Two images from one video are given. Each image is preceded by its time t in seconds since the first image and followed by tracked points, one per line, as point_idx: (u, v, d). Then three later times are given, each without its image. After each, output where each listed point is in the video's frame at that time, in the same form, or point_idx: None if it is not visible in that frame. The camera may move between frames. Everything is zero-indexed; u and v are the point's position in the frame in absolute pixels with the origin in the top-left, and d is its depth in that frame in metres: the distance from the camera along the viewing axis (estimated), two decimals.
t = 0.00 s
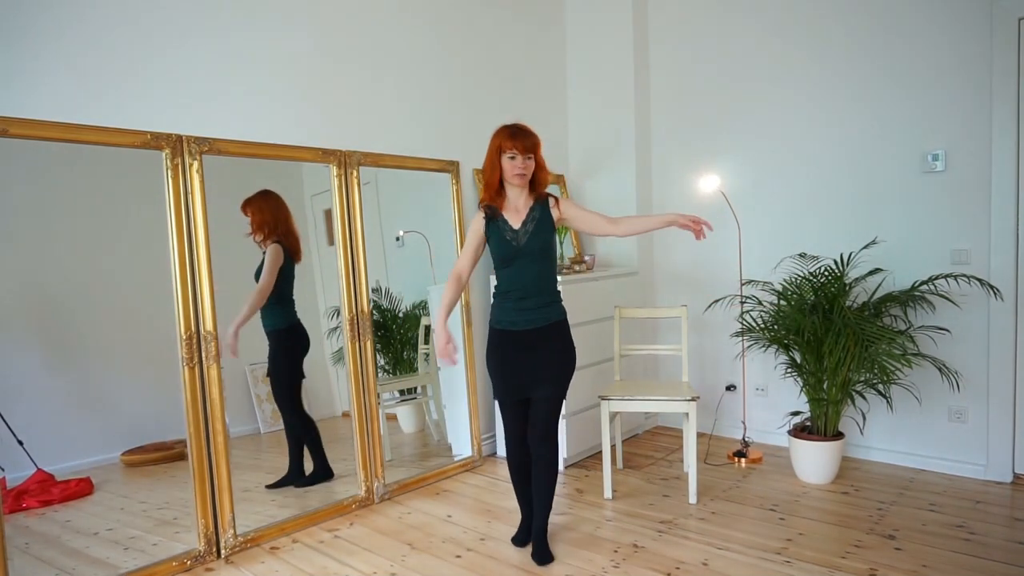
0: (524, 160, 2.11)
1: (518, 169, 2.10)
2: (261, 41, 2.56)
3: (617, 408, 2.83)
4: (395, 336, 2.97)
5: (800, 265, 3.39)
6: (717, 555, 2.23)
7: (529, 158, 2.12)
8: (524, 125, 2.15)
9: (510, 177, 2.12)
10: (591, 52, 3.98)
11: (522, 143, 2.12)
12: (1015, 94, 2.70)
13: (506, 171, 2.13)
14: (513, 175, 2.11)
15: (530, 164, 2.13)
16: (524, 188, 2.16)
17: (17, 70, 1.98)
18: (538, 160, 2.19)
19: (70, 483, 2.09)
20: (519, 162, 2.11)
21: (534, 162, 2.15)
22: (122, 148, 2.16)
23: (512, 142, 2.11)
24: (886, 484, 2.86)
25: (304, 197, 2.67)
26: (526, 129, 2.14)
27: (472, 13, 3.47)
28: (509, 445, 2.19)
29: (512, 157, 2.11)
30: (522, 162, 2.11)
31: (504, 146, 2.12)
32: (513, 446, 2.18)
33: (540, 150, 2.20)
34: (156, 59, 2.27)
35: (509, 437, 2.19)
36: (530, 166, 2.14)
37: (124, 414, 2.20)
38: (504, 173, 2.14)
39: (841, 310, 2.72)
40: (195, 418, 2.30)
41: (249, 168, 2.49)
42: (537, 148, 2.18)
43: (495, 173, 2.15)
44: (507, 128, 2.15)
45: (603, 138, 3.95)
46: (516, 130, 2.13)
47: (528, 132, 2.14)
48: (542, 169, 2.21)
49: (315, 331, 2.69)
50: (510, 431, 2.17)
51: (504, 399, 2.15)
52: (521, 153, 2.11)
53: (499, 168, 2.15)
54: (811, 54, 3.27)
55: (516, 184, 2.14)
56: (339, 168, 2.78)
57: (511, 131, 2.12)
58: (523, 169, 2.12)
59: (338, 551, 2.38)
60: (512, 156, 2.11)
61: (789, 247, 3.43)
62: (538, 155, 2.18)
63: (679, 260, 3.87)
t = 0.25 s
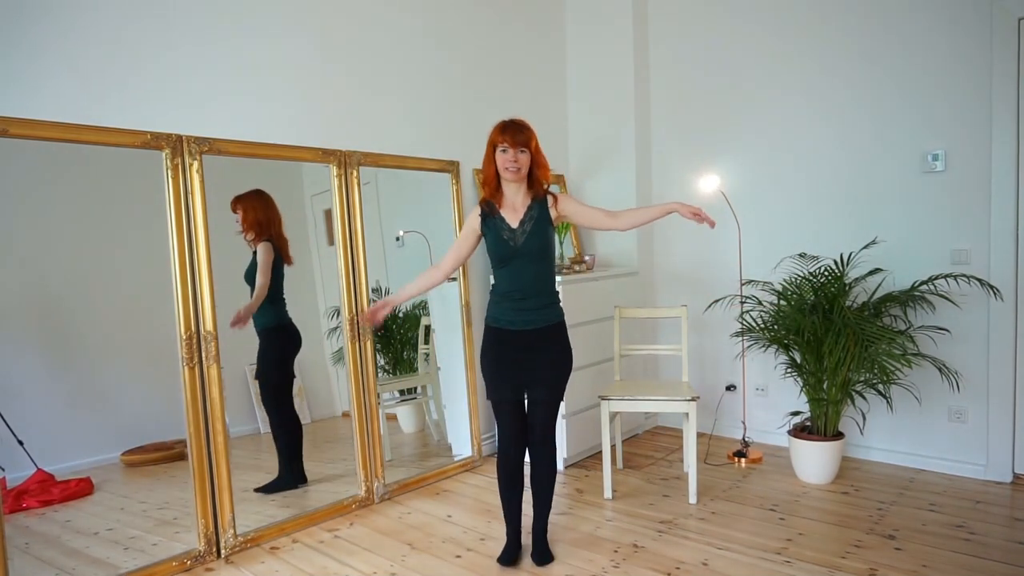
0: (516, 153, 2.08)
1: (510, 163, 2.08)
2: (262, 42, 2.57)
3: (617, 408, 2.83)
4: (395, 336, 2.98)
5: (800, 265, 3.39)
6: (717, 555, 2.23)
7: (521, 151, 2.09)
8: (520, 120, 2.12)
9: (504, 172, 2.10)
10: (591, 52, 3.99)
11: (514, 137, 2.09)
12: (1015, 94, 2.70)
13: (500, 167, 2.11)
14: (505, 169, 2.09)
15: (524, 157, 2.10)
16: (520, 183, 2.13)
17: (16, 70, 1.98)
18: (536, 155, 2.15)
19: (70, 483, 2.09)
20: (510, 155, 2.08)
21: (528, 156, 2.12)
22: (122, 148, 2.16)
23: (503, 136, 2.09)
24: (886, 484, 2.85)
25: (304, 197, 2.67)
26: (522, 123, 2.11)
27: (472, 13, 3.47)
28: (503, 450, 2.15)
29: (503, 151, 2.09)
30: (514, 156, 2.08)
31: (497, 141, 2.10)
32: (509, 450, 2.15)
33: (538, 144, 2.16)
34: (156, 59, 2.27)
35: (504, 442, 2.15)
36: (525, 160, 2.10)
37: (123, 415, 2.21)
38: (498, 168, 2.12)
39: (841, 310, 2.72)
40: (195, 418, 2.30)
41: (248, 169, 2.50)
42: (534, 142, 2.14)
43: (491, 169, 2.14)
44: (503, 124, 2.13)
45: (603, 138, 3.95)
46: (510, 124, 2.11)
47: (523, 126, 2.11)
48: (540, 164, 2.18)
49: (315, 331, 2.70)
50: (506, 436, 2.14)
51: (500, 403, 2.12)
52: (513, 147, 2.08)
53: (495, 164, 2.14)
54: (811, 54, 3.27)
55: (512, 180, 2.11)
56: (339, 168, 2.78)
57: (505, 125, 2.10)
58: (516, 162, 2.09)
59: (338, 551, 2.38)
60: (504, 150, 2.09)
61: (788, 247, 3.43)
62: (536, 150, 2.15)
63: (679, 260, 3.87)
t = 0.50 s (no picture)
0: (510, 153, 2.08)
1: (504, 162, 2.07)
2: (262, 42, 2.57)
3: (617, 408, 2.83)
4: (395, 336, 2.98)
5: (800, 265, 3.39)
6: (717, 555, 2.24)
7: (516, 151, 2.08)
8: (517, 120, 2.12)
9: (498, 172, 2.10)
10: (592, 52, 3.99)
11: (509, 137, 2.09)
12: (1015, 95, 2.71)
13: (495, 167, 2.11)
14: (499, 169, 2.09)
15: (519, 157, 2.09)
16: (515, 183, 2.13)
17: (16, 70, 1.98)
18: (532, 156, 2.15)
19: (70, 484, 2.09)
20: (505, 155, 2.08)
21: (523, 156, 2.11)
22: (122, 148, 2.16)
23: (498, 136, 2.09)
24: (886, 484, 2.86)
25: (304, 197, 2.67)
26: (518, 124, 2.11)
27: (472, 13, 3.47)
28: (499, 451, 2.15)
29: (498, 151, 2.09)
30: (508, 156, 2.08)
31: (492, 141, 2.10)
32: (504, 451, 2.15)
33: (534, 145, 2.15)
34: (156, 58, 2.27)
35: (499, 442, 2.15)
36: (519, 160, 2.09)
37: (123, 414, 2.20)
38: (493, 168, 2.12)
39: (841, 310, 2.72)
40: (195, 418, 2.30)
41: (248, 168, 2.49)
42: (530, 144, 2.13)
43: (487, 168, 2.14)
44: (499, 123, 2.13)
45: (603, 139, 3.96)
46: (505, 124, 2.11)
47: (519, 126, 2.10)
48: (536, 165, 2.17)
49: (315, 331, 2.69)
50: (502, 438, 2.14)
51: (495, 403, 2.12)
52: (508, 147, 2.08)
53: (490, 164, 2.14)
54: (811, 54, 3.28)
55: (507, 180, 2.11)
56: (339, 168, 2.78)
57: (500, 125, 2.10)
58: (510, 162, 2.09)
59: (338, 551, 2.38)
60: (499, 150, 2.09)
61: (789, 247, 3.43)
62: (531, 150, 2.15)
63: (679, 261, 3.87)
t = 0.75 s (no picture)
0: (507, 151, 2.03)
1: (501, 161, 2.04)
2: (262, 42, 2.57)
3: (617, 408, 2.83)
4: (395, 336, 2.98)
5: (800, 265, 3.39)
6: (717, 555, 2.23)
7: (513, 149, 2.04)
8: (513, 117, 2.08)
9: (495, 171, 2.06)
10: (591, 52, 3.99)
11: (505, 135, 2.05)
12: (1014, 94, 2.71)
13: (492, 165, 2.07)
14: (496, 167, 2.05)
15: (516, 155, 2.05)
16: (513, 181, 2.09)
17: (16, 70, 1.98)
18: (529, 153, 2.10)
19: (70, 484, 2.09)
20: (501, 153, 2.04)
21: (521, 154, 2.07)
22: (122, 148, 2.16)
23: (494, 134, 2.05)
24: (886, 484, 2.86)
25: (304, 197, 2.67)
26: (514, 121, 2.07)
27: (472, 13, 3.47)
28: (498, 455, 2.13)
29: (494, 149, 2.05)
30: (505, 153, 2.04)
31: (488, 139, 2.07)
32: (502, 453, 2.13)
33: (530, 142, 2.11)
34: (156, 58, 2.27)
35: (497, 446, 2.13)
36: (516, 158, 2.05)
37: (123, 414, 2.20)
38: (490, 167, 2.08)
39: (841, 310, 2.72)
40: (194, 418, 2.30)
41: (248, 168, 2.49)
42: (527, 141, 2.09)
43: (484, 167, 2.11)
44: (496, 121, 2.10)
45: (603, 138, 3.96)
46: (501, 122, 2.06)
47: (515, 124, 2.06)
48: (533, 162, 2.12)
49: (315, 331, 2.70)
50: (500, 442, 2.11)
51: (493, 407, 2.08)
52: (504, 144, 2.04)
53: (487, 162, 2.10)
54: (810, 54, 3.28)
55: (504, 179, 2.07)
56: (339, 168, 2.78)
57: (497, 123, 2.06)
58: (507, 160, 2.05)
59: (338, 551, 2.38)
60: (495, 148, 2.05)
61: (788, 247, 3.43)
62: (528, 148, 2.10)
63: (679, 260, 3.87)
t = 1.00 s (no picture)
0: (502, 144, 1.97)
1: (495, 154, 1.97)
2: (262, 42, 2.57)
3: (617, 408, 2.83)
4: (395, 336, 2.98)
5: (799, 265, 3.39)
6: (717, 555, 2.23)
7: (508, 143, 1.98)
8: (511, 113, 2.03)
9: (489, 164, 1.99)
10: (592, 52, 3.98)
11: (501, 128, 2.00)
12: (1015, 94, 2.71)
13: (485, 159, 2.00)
14: (490, 160, 1.98)
15: (512, 149, 1.98)
16: (507, 176, 2.01)
17: (16, 70, 1.98)
18: (526, 150, 2.04)
19: (70, 484, 2.09)
20: (497, 145, 1.97)
21: (517, 148, 2.00)
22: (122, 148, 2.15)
23: (490, 128, 2.00)
24: (886, 484, 2.86)
25: (304, 197, 2.67)
26: (512, 116, 2.02)
27: (472, 13, 3.47)
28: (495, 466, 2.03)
29: (490, 142, 1.99)
30: (501, 146, 1.97)
31: (484, 133, 2.01)
32: (501, 464, 2.02)
33: (528, 138, 2.05)
34: (156, 59, 2.27)
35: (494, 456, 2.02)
36: (512, 152, 1.98)
37: (123, 415, 2.21)
38: (484, 161, 2.01)
39: (841, 310, 2.72)
40: (195, 418, 2.30)
41: (248, 169, 2.49)
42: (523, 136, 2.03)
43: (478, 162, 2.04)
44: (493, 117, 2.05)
45: (603, 139, 3.96)
46: (497, 116, 2.02)
47: (512, 118, 2.02)
48: (529, 158, 2.05)
49: (315, 331, 2.70)
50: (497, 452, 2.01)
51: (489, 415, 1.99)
52: (501, 138, 1.98)
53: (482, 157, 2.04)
54: (810, 54, 3.28)
55: (498, 173, 2.00)
56: (339, 168, 2.78)
57: (493, 117, 2.02)
58: (502, 154, 1.98)
59: (338, 551, 2.38)
60: (490, 141, 1.99)
61: (788, 247, 3.43)
62: (525, 144, 2.04)
63: (679, 261, 3.87)
